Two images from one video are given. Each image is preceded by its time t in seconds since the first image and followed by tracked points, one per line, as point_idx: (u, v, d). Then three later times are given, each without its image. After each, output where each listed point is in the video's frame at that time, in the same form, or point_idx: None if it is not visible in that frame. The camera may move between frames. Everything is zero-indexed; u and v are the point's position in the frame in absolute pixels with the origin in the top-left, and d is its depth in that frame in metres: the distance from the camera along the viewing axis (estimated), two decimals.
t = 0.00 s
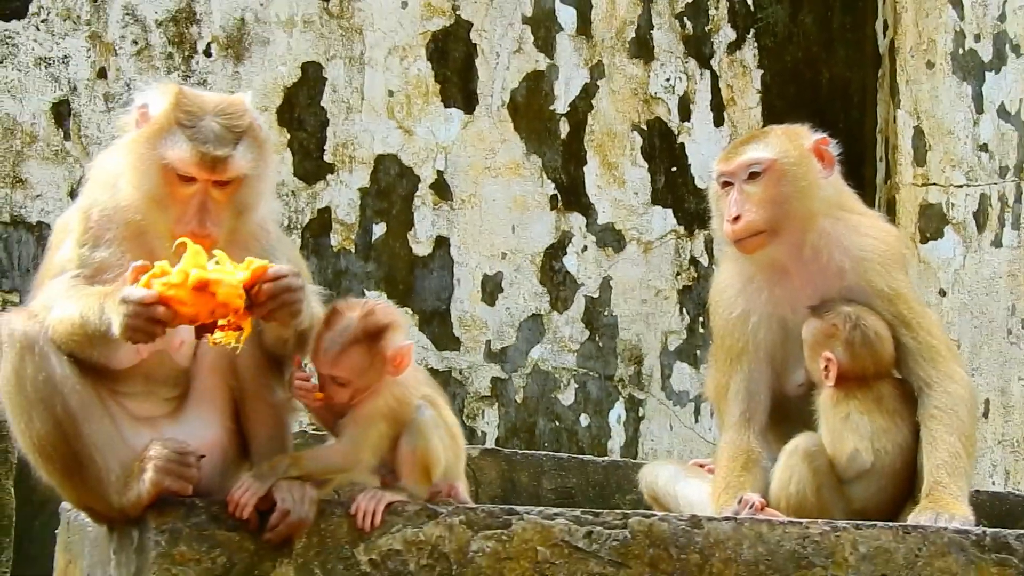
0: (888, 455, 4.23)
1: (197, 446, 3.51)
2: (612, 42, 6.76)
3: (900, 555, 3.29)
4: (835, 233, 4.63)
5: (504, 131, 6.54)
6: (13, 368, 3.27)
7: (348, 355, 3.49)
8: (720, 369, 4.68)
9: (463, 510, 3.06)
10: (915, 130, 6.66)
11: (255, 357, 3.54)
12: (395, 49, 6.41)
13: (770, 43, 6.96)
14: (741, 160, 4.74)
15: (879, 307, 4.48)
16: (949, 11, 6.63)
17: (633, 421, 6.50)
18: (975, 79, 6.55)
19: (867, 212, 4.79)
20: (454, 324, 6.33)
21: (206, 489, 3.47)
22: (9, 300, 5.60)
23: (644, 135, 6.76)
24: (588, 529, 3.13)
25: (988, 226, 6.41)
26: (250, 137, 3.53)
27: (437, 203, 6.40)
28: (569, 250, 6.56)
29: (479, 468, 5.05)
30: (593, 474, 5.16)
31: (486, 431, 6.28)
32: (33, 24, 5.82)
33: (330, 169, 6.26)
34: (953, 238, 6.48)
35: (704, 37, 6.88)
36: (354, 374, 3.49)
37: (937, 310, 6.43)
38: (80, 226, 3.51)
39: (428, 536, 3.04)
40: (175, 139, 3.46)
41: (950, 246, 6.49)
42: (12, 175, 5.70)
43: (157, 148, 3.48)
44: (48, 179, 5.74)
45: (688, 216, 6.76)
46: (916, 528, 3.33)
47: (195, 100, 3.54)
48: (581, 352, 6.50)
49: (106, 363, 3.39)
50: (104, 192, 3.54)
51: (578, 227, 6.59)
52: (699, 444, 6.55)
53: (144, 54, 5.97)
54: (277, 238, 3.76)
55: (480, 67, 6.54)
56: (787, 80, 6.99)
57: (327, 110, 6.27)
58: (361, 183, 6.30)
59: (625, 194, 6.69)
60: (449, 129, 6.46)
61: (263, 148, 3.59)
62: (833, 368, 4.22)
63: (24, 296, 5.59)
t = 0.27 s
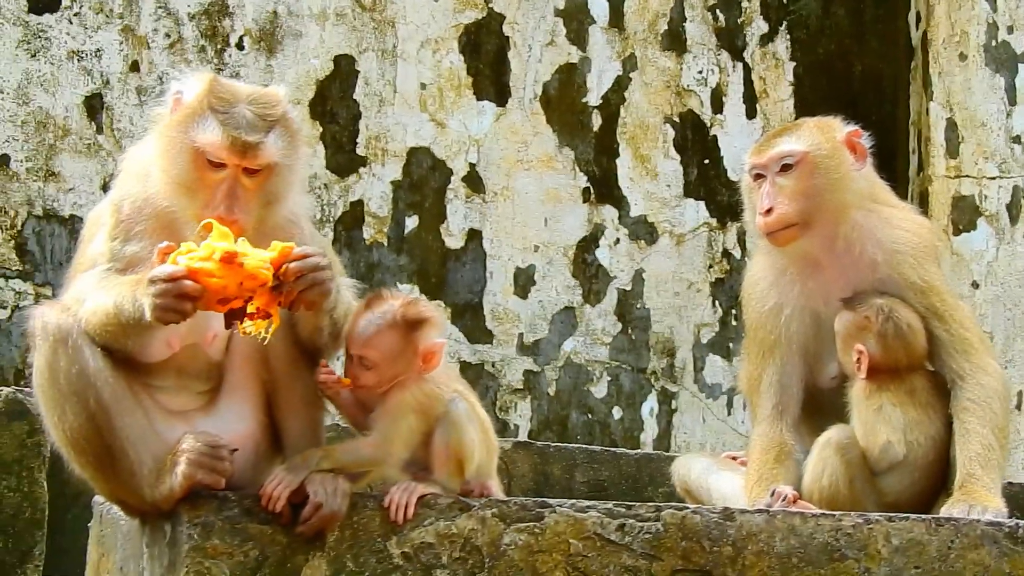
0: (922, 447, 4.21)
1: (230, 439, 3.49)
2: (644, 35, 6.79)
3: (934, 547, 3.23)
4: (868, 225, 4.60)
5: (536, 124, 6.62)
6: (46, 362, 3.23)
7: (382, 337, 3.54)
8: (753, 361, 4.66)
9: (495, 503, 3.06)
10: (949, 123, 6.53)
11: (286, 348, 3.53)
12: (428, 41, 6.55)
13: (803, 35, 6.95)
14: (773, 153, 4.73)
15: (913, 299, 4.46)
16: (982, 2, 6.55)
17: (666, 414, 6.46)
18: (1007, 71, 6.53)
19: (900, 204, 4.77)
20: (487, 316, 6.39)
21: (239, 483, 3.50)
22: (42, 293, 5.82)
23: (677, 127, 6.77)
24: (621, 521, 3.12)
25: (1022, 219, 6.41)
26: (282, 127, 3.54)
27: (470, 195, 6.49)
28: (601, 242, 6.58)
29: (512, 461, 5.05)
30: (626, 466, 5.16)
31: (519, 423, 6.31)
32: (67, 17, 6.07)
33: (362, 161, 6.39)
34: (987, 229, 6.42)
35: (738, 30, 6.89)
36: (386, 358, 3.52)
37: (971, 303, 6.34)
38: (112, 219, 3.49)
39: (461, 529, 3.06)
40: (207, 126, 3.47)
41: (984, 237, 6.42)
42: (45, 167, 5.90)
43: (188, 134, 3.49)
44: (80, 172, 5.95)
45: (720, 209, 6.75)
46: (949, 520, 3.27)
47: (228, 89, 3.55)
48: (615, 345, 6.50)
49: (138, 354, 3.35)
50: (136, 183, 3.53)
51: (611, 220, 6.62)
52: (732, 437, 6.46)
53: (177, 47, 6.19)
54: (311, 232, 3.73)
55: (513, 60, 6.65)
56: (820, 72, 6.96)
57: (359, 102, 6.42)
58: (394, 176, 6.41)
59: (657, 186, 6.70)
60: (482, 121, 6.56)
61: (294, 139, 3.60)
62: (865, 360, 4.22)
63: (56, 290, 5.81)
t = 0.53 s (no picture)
0: (931, 448, 4.21)
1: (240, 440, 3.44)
2: (655, 35, 6.78)
3: (943, 549, 3.21)
4: (877, 225, 4.60)
5: (547, 124, 6.61)
6: (56, 361, 3.20)
7: (390, 332, 3.62)
8: (763, 362, 4.67)
9: (505, 504, 3.05)
10: (959, 123, 6.53)
11: (296, 350, 3.50)
12: (438, 42, 6.55)
13: (813, 35, 6.94)
14: (783, 153, 4.72)
15: (922, 300, 4.45)
16: (992, 2, 6.56)
17: (675, 415, 6.45)
18: (1017, 71, 6.54)
19: (910, 205, 4.76)
20: (497, 317, 6.38)
21: (250, 485, 3.45)
22: (52, 294, 5.80)
23: (687, 127, 6.76)
24: (630, 523, 3.11)
25: None
26: (287, 127, 3.51)
27: (480, 196, 6.49)
28: (611, 243, 6.57)
29: (522, 462, 5.01)
30: (635, 468, 5.17)
31: (529, 424, 6.29)
32: (77, 17, 6.07)
33: (372, 162, 6.38)
34: (996, 230, 6.40)
35: (747, 30, 6.88)
36: (391, 351, 3.59)
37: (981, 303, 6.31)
38: (122, 220, 3.49)
39: (470, 530, 3.04)
40: (210, 126, 3.44)
41: (994, 239, 6.40)
42: (54, 168, 5.90)
43: (191, 135, 3.47)
44: (91, 173, 5.95)
45: (730, 209, 6.74)
46: (958, 521, 3.25)
47: (232, 90, 3.53)
48: (624, 346, 6.49)
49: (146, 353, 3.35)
50: (143, 186, 3.52)
51: (621, 221, 6.61)
52: (741, 438, 6.43)
53: (187, 47, 6.17)
54: (320, 234, 3.69)
55: (523, 60, 6.63)
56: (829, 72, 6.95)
57: (369, 103, 6.42)
58: (404, 176, 6.41)
59: (667, 186, 6.69)
60: (492, 122, 6.55)
61: (297, 140, 3.56)
62: (874, 361, 4.21)
63: (66, 290, 5.80)
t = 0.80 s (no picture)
0: (934, 456, 4.20)
1: (242, 447, 3.42)
2: (657, 43, 6.80)
3: (945, 556, 3.25)
4: (880, 233, 4.60)
5: (549, 132, 6.62)
6: (58, 369, 3.19)
7: (401, 343, 3.61)
8: (765, 370, 4.68)
9: (507, 511, 3.05)
10: (961, 131, 6.58)
11: (297, 351, 3.48)
12: (440, 50, 6.56)
13: (815, 44, 6.95)
14: (786, 161, 4.73)
15: (924, 307, 4.46)
16: (994, 12, 6.68)
17: (678, 423, 6.46)
18: (1018, 79, 6.68)
19: (913, 213, 4.77)
20: (499, 324, 6.38)
21: (251, 491, 3.41)
22: (54, 301, 5.80)
23: (690, 135, 6.77)
24: (633, 530, 3.12)
25: None
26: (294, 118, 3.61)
27: (482, 203, 6.49)
28: (613, 250, 6.57)
29: (523, 469, 5.04)
30: (637, 475, 5.17)
31: (531, 432, 6.29)
32: (80, 25, 6.09)
33: (375, 169, 6.39)
34: (999, 238, 6.48)
35: (750, 38, 6.89)
36: (399, 363, 3.57)
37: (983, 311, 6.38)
38: (122, 229, 3.47)
39: (472, 538, 3.04)
40: (221, 110, 3.52)
41: (996, 247, 6.48)
42: (56, 175, 5.91)
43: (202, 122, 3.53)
44: (93, 180, 5.95)
45: (732, 217, 6.75)
46: (960, 529, 3.29)
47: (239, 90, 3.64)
48: (626, 353, 6.49)
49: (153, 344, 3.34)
50: (147, 189, 3.53)
51: (623, 229, 6.61)
52: (744, 446, 6.47)
53: (189, 54, 6.19)
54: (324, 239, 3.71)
55: (526, 68, 6.64)
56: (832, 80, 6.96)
57: (372, 110, 6.43)
58: (406, 184, 6.41)
59: (669, 194, 6.70)
60: (494, 130, 6.57)
61: (306, 133, 3.65)
62: (877, 368, 4.21)
63: (67, 297, 5.79)
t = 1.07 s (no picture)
0: (913, 449, 4.38)
1: (245, 440, 3.58)
2: (647, 50, 6.88)
3: (924, 545, 3.16)
4: (862, 235, 4.78)
5: (543, 137, 6.75)
6: (66, 368, 3.29)
7: (394, 342, 3.75)
8: (751, 367, 4.86)
9: (502, 503, 3.04)
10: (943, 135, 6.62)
11: (300, 346, 3.67)
12: (436, 57, 6.72)
13: (801, 51, 6.88)
14: (773, 165, 4.91)
15: (905, 306, 4.64)
16: (976, 19, 6.55)
17: (666, 418, 6.54)
18: (1000, 85, 6.48)
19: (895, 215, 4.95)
20: (494, 323, 6.57)
21: (255, 483, 3.56)
22: (63, 301, 5.95)
23: (679, 140, 6.84)
24: (623, 520, 3.08)
25: (1011, 229, 6.35)
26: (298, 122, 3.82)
27: (478, 206, 6.66)
28: (604, 251, 6.70)
29: (518, 463, 5.23)
30: (628, 468, 5.34)
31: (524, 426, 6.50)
32: (87, 33, 6.24)
33: (374, 173, 6.57)
34: (977, 239, 6.43)
35: (739, 45, 6.89)
36: (394, 361, 3.72)
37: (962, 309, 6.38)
38: (130, 230, 3.59)
39: (469, 528, 3.02)
40: (234, 112, 3.71)
41: (974, 247, 6.44)
42: (65, 180, 6.07)
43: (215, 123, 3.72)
44: (101, 185, 6.12)
45: (720, 220, 6.77)
46: (940, 519, 3.20)
47: (246, 95, 3.83)
48: (617, 351, 6.61)
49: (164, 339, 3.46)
50: (154, 191, 3.66)
51: (615, 230, 6.73)
52: (730, 441, 6.48)
53: (193, 63, 6.34)
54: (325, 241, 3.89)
55: (519, 76, 6.78)
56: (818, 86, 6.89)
57: (370, 117, 6.61)
58: (405, 187, 6.59)
59: (659, 197, 6.78)
60: (490, 135, 6.72)
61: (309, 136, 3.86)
62: (859, 365, 4.37)
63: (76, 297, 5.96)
